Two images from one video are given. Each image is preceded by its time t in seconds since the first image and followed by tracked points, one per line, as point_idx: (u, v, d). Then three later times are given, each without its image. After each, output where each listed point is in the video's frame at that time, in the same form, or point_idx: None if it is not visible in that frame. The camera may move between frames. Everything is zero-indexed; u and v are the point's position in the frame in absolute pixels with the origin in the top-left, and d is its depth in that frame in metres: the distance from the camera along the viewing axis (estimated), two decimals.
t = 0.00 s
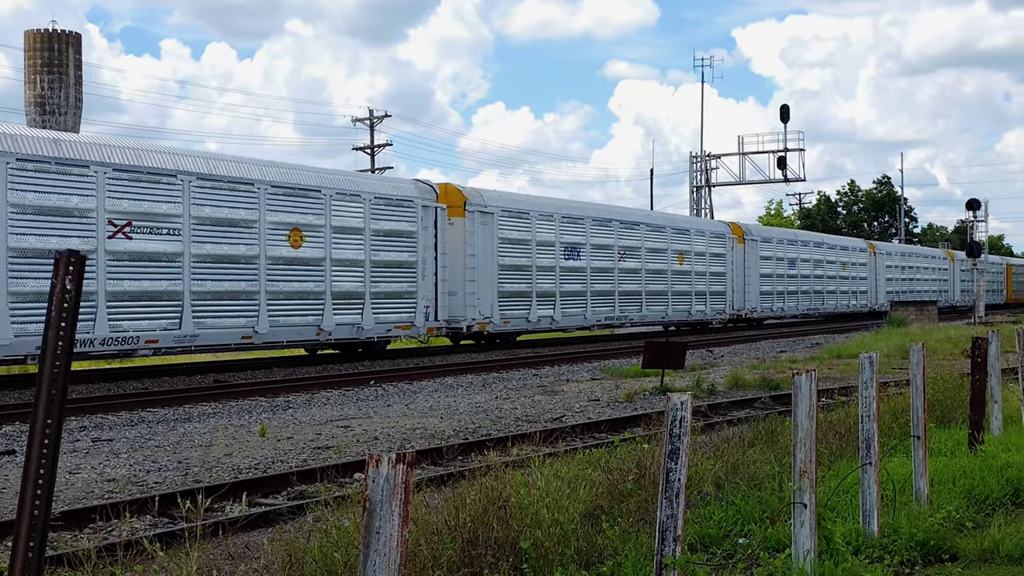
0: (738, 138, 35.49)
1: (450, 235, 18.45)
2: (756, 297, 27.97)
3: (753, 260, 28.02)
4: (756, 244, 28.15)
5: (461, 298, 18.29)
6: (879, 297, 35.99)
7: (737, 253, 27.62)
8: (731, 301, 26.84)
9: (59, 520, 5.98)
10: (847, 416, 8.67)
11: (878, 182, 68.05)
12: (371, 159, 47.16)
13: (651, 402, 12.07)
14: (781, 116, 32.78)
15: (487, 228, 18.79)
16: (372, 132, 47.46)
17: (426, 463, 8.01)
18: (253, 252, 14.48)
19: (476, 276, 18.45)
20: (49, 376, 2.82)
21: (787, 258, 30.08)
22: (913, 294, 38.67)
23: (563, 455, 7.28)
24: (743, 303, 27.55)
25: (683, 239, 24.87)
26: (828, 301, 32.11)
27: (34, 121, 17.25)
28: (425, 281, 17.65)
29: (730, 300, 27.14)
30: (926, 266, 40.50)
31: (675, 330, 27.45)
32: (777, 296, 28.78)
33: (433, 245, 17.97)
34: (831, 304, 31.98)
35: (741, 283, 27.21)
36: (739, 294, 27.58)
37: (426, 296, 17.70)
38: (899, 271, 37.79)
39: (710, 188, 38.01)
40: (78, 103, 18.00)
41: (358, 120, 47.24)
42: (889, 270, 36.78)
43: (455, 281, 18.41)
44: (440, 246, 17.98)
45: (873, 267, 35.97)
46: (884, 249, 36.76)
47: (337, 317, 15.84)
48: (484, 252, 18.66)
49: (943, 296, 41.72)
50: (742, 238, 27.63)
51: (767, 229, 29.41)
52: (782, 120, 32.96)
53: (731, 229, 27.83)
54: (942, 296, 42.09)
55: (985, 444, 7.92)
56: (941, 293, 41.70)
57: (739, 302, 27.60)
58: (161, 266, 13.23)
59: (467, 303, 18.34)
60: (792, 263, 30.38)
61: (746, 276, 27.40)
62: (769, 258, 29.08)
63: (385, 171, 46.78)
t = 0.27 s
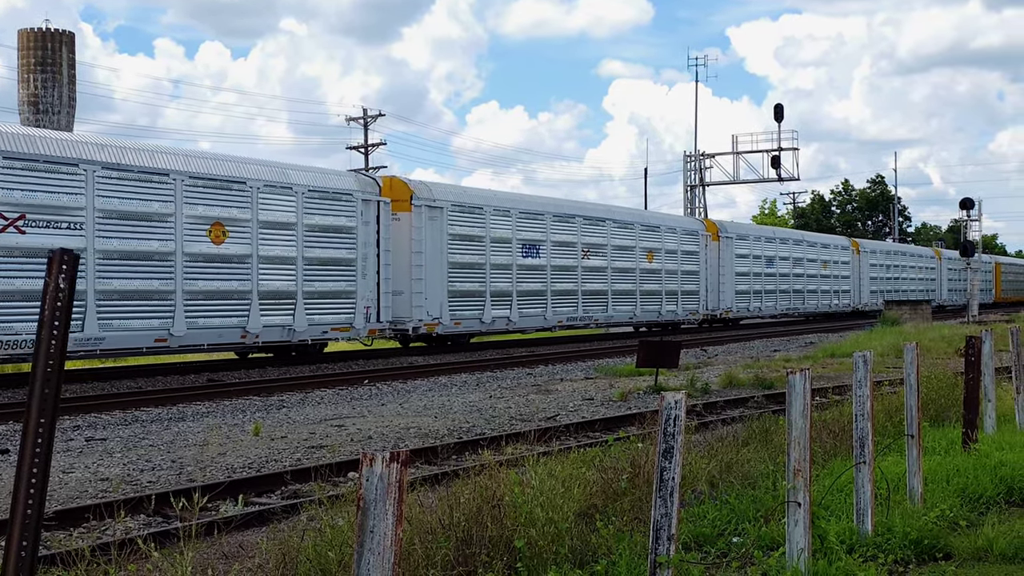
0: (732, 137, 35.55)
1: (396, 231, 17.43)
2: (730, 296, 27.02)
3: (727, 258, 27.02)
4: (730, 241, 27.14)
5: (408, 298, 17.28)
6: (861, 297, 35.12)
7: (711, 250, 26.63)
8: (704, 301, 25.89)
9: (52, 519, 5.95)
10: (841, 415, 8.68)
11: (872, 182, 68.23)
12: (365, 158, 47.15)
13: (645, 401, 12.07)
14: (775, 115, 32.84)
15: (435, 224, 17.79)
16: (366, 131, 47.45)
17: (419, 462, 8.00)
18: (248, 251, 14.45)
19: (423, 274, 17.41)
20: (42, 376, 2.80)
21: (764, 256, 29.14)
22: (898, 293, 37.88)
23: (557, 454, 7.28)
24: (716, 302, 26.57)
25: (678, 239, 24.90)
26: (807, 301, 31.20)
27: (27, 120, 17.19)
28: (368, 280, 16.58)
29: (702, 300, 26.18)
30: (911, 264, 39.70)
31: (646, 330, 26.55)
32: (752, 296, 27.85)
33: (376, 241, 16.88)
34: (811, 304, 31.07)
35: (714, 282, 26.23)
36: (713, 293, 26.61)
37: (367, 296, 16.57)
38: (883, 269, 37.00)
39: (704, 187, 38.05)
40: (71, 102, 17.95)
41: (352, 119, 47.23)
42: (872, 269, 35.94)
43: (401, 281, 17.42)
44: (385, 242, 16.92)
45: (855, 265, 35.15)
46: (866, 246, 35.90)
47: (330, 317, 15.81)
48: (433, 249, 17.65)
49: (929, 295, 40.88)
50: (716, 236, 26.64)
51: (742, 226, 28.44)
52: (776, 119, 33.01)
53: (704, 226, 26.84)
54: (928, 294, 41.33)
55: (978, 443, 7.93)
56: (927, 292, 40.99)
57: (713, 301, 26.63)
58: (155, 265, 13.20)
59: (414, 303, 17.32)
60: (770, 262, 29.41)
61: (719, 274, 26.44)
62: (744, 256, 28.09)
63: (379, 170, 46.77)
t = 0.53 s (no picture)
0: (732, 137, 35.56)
1: (341, 227, 16.38)
2: (710, 296, 26.10)
3: (706, 257, 26.06)
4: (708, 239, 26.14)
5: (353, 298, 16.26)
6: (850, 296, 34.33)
7: (689, 248, 25.67)
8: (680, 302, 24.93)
9: (53, 519, 5.95)
10: (841, 414, 8.68)
11: (872, 181, 68.25)
12: (365, 158, 47.17)
13: (645, 401, 12.06)
14: (775, 115, 32.85)
15: (385, 219, 16.69)
16: (366, 131, 47.46)
17: (419, 462, 8.00)
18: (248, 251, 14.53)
19: (370, 273, 16.33)
20: (42, 375, 2.80)
21: (747, 255, 28.24)
22: (888, 292, 37.13)
23: (557, 454, 7.28)
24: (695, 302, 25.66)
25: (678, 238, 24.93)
26: (792, 301, 30.35)
27: (27, 120, 17.18)
28: (309, 279, 15.58)
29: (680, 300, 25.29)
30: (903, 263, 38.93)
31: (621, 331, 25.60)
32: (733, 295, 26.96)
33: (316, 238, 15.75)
34: (796, 304, 30.24)
35: (693, 282, 25.29)
36: (691, 293, 25.67)
37: (306, 295, 15.48)
38: (873, 268, 36.20)
39: (704, 187, 38.05)
40: (70, 102, 17.95)
41: (353, 119, 47.25)
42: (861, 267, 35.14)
43: (346, 280, 16.36)
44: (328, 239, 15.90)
45: (845, 264, 34.36)
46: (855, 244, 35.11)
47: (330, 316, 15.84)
48: (382, 246, 16.62)
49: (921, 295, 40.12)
50: (694, 233, 25.68)
51: (724, 223, 27.49)
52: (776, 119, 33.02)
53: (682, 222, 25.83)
54: (920, 293, 40.64)
55: (978, 442, 7.94)
56: (920, 291, 40.29)
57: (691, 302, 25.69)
58: (158, 265, 13.26)
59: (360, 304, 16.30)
60: (753, 260, 28.53)
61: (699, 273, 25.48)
62: (725, 255, 27.13)
63: (379, 170, 46.78)
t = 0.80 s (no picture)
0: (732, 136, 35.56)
1: (279, 221, 15.30)
2: (688, 296, 25.12)
3: (684, 255, 25.06)
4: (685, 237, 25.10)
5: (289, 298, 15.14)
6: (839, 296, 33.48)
7: (665, 246, 24.65)
8: (655, 302, 23.90)
9: (53, 518, 5.95)
10: (841, 414, 8.68)
11: (872, 181, 68.25)
12: (365, 157, 47.19)
13: (646, 400, 12.06)
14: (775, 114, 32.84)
15: (326, 214, 15.64)
16: (365, 130, 47.49)
17: (420, 461, 8.00)
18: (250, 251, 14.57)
19: (309, 271, 15.24)
20: (41, 374, 2.80)
21: (728, 253, 27.29)
22: (879, 292, 36.31)
23: (557, 452, 7.29)
24: (672, 303, 24.65)
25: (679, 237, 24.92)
26: (777, 300, 29.44)
27: (27, 119, 17.16)
28: (242, 277, 14.47)
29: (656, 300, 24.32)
30: (894, 262, 38.15)
31: (594, 333, 24.58)
32: (714, 295, 25.99)
33: (249, 233, 14.62)
34: (781, 304, 29.33)
35: (670, 281, 24.31)
36: (668, 293, 24.67)
37: (236, 295, 14.32)
38: (863, 267, 35.39)
39: (704, 186, 38.05)
40: (70, 101, 17.93)
41: (352, 118, 47.29)
42: (850, 266, 34.29)
43: (284, 279, 15.26)
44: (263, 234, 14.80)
45: (834, 263, 33.52)
46: (845, 243, 34.26)
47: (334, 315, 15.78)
48: (323, 241, 15.54)
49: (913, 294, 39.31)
50: (671, 230, 24.69)
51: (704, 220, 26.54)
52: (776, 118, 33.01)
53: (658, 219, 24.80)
54: (912, 293, 39.92)
55: (978, 441, 7.94)
56: (914, 290, 39.59)
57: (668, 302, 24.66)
58: (163, 265, 13.26)
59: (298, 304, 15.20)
60: (735, 259, 27.57)
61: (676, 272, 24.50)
62: (705, 253, 26.12)
63: (378, 169, 46.80)
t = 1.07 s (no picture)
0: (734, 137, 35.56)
1: (208, 215, 14.19)
2: (666, 296, 24.18)
3: (661, 254, 24.09)
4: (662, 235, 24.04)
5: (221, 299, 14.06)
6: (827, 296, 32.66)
7: (642, 245, 23.65)
8: (630, 303, 22.93)
9: (54, 518, 5.95)
10: (842, 414, 8.68)
11: (873, 181, 68.22)
12: (366, 157, 47.37)
13: (647, 400, 12.07)
14: (777, 114, 32.83)
15: (261, 209, 14.51)
16: (366, 131, 47.66)
17: (421, 461, 8.00)
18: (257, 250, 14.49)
19: (241, 270, 14.15)
20: (43, 375, 2.81)
21: (710, 252, 26.33)
22: (869, 291, 35.56)
23: (558, 453, 7.28)
24: (649, 304, 23.70)
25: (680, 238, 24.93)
26: (762, 301, 28.47)
27: (28, 119, 17.18)
28: (165, 275, 13.38)
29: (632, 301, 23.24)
30: (885, 262, 37.40)
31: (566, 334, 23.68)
32: (693, 295, 25.07)
33: (173, 228, 13.60)
34: (765, 305, 28.37)
35: (647, 281, 23.34)
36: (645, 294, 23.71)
37: (158, 295, 13.25)
38: (853, 266, 34.57)
39: (705, 187, 38.04)
40: (72, 101, 17.94)
41: (353, 119, 47.48)
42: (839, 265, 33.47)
43: (215, 279, 14.17)
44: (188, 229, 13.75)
45: (822, 262, 32.73)
46: (834, 241, 33.45)
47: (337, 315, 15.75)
48: (256, 237, 14.43)
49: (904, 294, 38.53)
50: (648, 228, 23.68)
51: (682, 218, 25.54)
52: (777, 118, 33.00)
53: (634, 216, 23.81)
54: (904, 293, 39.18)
55: (980, 442, 7.93)
56: (907, 290, 38.90)
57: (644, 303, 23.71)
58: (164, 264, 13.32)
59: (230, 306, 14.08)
60: (717, 258, 26.61)
61: (653, 272, 23.52)
62: (683, 252, 25.12)
63: (379, 169, 46.87)
